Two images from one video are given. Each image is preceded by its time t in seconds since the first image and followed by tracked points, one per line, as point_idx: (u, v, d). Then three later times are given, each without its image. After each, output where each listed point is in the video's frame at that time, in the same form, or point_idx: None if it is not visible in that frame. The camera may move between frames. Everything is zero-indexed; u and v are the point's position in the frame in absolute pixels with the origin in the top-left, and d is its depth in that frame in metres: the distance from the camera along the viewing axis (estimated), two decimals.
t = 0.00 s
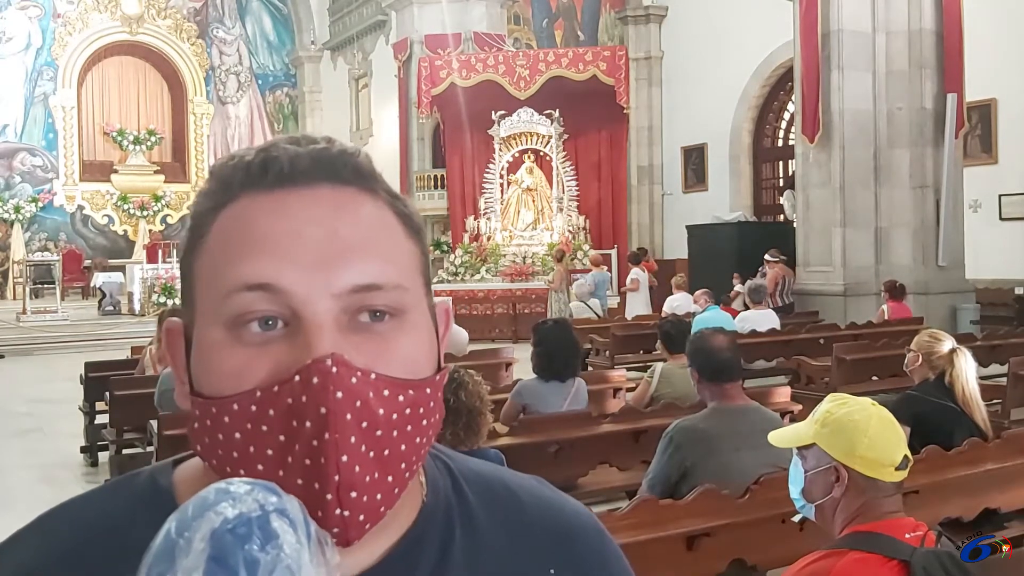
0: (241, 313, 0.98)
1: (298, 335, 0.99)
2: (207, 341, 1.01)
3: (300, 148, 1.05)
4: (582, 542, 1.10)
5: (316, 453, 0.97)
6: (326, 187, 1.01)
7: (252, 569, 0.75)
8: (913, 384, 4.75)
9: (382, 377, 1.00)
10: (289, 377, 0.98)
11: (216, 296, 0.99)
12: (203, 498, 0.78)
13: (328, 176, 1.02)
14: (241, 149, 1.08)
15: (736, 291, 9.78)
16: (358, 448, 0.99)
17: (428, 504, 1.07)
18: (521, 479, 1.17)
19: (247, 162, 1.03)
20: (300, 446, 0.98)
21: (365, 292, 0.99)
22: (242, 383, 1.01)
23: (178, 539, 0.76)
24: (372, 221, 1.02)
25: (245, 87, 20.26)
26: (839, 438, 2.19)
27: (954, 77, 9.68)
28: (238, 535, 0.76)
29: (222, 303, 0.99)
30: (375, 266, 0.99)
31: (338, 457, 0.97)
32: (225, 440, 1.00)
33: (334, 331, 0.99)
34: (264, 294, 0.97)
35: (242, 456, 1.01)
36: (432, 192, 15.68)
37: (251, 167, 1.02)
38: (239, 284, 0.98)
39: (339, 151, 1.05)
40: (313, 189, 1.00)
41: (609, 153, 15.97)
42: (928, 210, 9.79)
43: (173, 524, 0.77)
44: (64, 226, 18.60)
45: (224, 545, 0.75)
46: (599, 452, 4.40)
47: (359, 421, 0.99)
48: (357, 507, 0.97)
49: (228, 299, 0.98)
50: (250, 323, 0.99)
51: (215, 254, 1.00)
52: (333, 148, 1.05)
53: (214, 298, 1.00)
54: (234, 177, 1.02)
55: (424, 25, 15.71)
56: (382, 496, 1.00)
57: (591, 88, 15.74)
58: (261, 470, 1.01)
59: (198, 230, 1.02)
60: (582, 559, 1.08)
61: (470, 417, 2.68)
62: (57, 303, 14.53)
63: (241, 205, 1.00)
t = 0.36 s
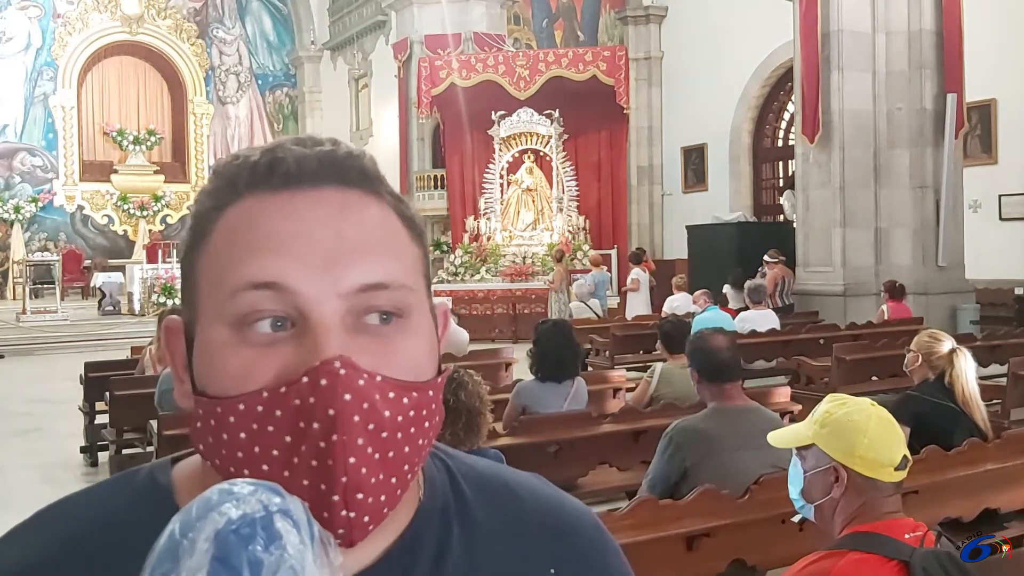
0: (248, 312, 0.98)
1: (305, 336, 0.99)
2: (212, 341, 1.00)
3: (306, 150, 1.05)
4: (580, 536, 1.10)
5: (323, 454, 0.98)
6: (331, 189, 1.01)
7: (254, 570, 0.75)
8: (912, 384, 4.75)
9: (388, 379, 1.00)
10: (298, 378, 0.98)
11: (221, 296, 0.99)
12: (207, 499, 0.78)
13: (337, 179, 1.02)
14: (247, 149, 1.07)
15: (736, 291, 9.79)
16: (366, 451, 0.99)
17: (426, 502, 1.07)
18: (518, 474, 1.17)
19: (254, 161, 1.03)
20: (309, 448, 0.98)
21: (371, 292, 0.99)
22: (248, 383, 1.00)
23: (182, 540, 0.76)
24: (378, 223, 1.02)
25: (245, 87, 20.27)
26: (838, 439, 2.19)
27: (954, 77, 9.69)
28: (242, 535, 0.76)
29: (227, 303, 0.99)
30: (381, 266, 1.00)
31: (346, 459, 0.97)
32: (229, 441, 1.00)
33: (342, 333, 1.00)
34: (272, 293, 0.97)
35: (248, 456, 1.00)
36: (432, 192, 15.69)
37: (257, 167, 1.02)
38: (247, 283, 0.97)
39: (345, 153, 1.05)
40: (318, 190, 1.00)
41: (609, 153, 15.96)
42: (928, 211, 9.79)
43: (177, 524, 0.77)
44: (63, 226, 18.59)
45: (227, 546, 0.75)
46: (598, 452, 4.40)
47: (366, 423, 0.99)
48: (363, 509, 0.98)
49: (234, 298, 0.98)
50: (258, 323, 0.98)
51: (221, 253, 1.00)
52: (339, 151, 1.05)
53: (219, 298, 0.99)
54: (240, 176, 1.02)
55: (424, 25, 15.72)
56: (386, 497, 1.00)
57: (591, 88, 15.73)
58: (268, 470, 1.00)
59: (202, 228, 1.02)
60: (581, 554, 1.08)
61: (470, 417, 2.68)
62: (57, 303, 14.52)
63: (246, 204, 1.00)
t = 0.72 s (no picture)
0: (266, 307, 0.97)
1: (326, 331, 0.99)
2: (228, 334, 0.99)
3: (331, 150, 1.05)
4: (581, 532, 1.10)
5: (343, 448, 0.97)
6: (353, 191, 1.02)
7: (259, 567, 0.75)
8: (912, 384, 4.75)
9: (406, 376, 1.01)
10: (319, 372, 0.98)
11: (238, 289, 0.99)
12: (211, 495, 0.78)
13: (358, 183, 1.03)
14: (268, 146, 1.07)
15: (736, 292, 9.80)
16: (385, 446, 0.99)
17: (424, 497, 1.07)
18: (518, 469, 1.17)
19: (279, 158, 1.03)
20: (327, 442, 0.98)
21: (390, 288, 1.00)
22: (265, 376, 0.99)
23: (186, 536, 0.76)
24: (396, 225, 1.03)
25: (245, 87, 20.27)
26: (838, 439, 2.20)
27: (954, 77, 9.69)
28: (246, 532, 0.76)
29: (246, 298, 0.98)
30: (401, 265, 1.01)
31: (370, 454, 0.97)
32: (244, 435, 0.99)
33: (361, 330, 1.00)
34: (295, 285, 0.97)
35: (260, 451, 1.00)
36: (432, 192, 15.69)
37: (283, 164, 1.02)
38: (270, 273, 0.97)
39: (368, 155, 1.06)
40: (342, 192, 1.01)
41: (609, 153, 15.97)
42: (928, 211, 9.78)
43: (181, 520, 0.77)
44: (64, 226, 18.59)
45: (232, 543, 0.75)
46: (598, 453, 4.40)
47: (387, 417, 0.99)
48: (379, 503, 0.97)
49: (253, 290, 0.98)
50: (277, 318, 0.98)
51: (241, 246, 0.99)
52: (362, 153, 1.06)
53: (236, 294, 0.99)
54: (263, 172, 1.02)
55: (424, 25, 15.72)
56: (401, 492, 1.00)
57: (591, 88, 15.75)
58: (279, 466, 0.99)
59: (216, 222, 1.02)
60: (582, 548, 1.08)
61: (469, 417, 2.67)
62: (57, 303, 14.53)
63: (268, 201, 1.00)
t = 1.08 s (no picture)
0: (276, 310, 0.97)
1: (338, 336, 0.99)
2: (235, 339, 0.99)
3: (341, 150, 1.05)
4: (580, 546, 1.10)
5: (357, 456, 0.98)
6: (362, 192, 1.02)
7: (255, 566, 0.75)
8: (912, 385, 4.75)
9: (416, 383, 1.01)
10: (332, 380, 0.98)
11: (245, 291, 0.98)
12: (206, 493, 0.78)
13: (367, 183, 1.03)
14: (274, 145, 1.07)
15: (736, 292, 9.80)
16: (397, 455, 1.00)
17: (428, 508, 1.07)
18: (517, 485, 1.18)
19: (287, 156, 1.03)
20: (338, 450, 0.98)
21: (400, 291, 1.00)
22: (276, 383, 0.99)
23: (182, 535, 0.76)
24: (405, 227, 1.03)
25: (245, 87, 20.27)
26: (839, 439, 2.19)
27: (954, 78, 9.70)
28: (242, 531, 0.76)
29: (255, 300, 0.98)
30: (410, 269, 1.01)
31: (382, 464, 0.97)
32: (253, 441, 0.99)
33: (373, 335, 1.00)
34: (305, 288, 0.97)
35: (269, 457, 1.00)
36: (433, 192, 15.69)
37: (292, 163, 1.03)
38: (279, 275, 0.97)
39: (378, 156, 1.06)
40: (351, 193, 1.02)
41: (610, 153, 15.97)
42: (928, 211, 9.78)
43: (177, 520, 0.77)
44: (64, 226, 18.59)
45: (228, 541, 0.75)
46: (599, 453, 4.40)
47: (399, 427, 0.99)
48: (390, 511, 0.98)
49: (262, 293, 0.97)
50: (286, 321, 0.97)
51: (249, 248, 0.99)
52: (372, 153, 1.06)
53: (242, 297, 0.98)
54: (270, 171, 1.02)
55: (424, 25, 15.73)
56: (410, 501, 1.01)
57: (590, 89, 15.75)
58: (290, 473, 0.99)
59: (220, 221, 1.02)
60: (582, 563, 1.09)
61: (469, 417, 2.66)
62: (57, 303, 14.53)
63: (276, 201, 1.00)
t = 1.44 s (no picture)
0: (276, 313, 0.97)
1: (340, 339, 0.99)
2: (237, 341, 0.99)
3: (344, 151, 1.06)
4: (581, 548, 1.10)
5: (360, 459, 0.98)
6: (365, 193, 1.03)
7: (255, 565, 0.75)
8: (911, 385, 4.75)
9: (417, 386, 1.02)
10: (334, 382, 0.98)
11: (247, 293, 0.98)
12: (207, 492, 0.78)
13: (369, 185, 1.04)
14: (278, 146, 1.08)
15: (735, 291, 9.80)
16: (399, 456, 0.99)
17: (431, 510, 1.07)
18: (518, 485, 1.18)
19: (290, 158, 1.03)
20: (341, 454, 0.98)
21: (402, 293, 1.00)
22: (280, 385, 0.99)
23: (182, 534, 0.76)
24: (407, 229, 1.04)
25: (245, 87, 20.27)
26: (838, 439, 2.20)
27: (954, 78, 9.70)
28: (242, 530, 0.76)
29: (256, 303, 0.98)
30: (411, 271, 1.01)
31: (385, 467, 0.97)
32: (256, 443, 1.00)
33: (375, 338, 1.00)
34: (306, 291, 0.97)
35: (271, 460, 1.00)
36: (432, 193, 15.71)
37: (294, 164, 1.03)
38: (281, 279, 0.97)
39: (382, 158, 1.06)
40: (354, 194, 1.02)
41: (610, 153, 16.00)
42: (928, 211, 9.78)
43: (177, 518, 0.77)
44: (64, 226, 18.59)
45: (228, 540, 0.75)
46: (599, 453, 4.41)
47: (402, 429, 0.99)
48: (391, 514, 0.98)
49: (263, 296, 0.97)
50: (288, 324, 0.97)
51: (253, 248, 0.99)
52: (375, 156, 1.06)
53: (243, 301, 0.99)
54: (273, 173, 1.02)
55: (424, 25, 15.73)
56: (412, 504, 1.01)
57: (590, 89, 15.75)
58: (292, 476, 1.00)
59: (221, 222, 1.02)
60: (582, 565, 1.09)
61: (469, 418, 2.65)
62: (58, 303, 14.54)
63: (279, 202, 1.01)
